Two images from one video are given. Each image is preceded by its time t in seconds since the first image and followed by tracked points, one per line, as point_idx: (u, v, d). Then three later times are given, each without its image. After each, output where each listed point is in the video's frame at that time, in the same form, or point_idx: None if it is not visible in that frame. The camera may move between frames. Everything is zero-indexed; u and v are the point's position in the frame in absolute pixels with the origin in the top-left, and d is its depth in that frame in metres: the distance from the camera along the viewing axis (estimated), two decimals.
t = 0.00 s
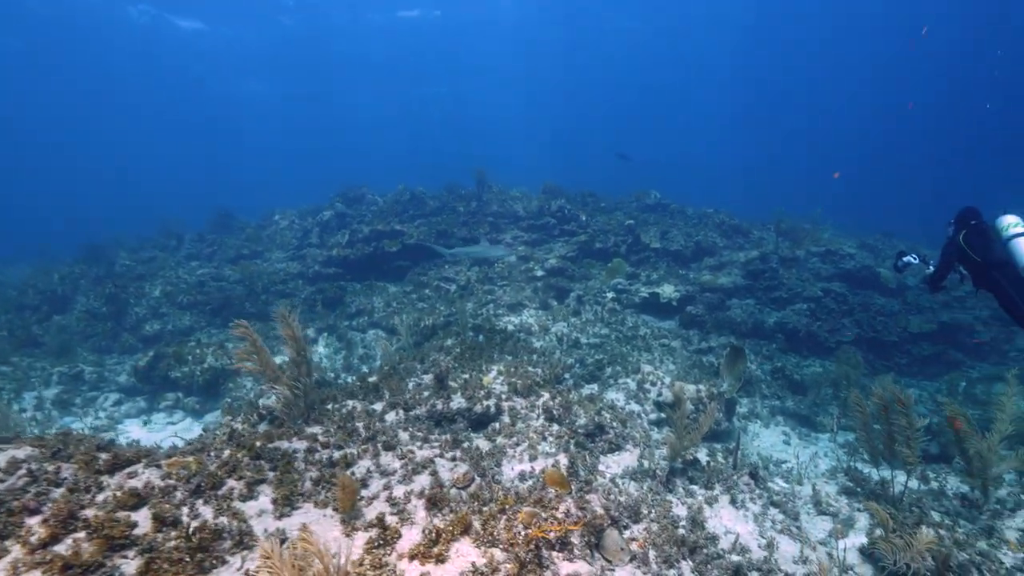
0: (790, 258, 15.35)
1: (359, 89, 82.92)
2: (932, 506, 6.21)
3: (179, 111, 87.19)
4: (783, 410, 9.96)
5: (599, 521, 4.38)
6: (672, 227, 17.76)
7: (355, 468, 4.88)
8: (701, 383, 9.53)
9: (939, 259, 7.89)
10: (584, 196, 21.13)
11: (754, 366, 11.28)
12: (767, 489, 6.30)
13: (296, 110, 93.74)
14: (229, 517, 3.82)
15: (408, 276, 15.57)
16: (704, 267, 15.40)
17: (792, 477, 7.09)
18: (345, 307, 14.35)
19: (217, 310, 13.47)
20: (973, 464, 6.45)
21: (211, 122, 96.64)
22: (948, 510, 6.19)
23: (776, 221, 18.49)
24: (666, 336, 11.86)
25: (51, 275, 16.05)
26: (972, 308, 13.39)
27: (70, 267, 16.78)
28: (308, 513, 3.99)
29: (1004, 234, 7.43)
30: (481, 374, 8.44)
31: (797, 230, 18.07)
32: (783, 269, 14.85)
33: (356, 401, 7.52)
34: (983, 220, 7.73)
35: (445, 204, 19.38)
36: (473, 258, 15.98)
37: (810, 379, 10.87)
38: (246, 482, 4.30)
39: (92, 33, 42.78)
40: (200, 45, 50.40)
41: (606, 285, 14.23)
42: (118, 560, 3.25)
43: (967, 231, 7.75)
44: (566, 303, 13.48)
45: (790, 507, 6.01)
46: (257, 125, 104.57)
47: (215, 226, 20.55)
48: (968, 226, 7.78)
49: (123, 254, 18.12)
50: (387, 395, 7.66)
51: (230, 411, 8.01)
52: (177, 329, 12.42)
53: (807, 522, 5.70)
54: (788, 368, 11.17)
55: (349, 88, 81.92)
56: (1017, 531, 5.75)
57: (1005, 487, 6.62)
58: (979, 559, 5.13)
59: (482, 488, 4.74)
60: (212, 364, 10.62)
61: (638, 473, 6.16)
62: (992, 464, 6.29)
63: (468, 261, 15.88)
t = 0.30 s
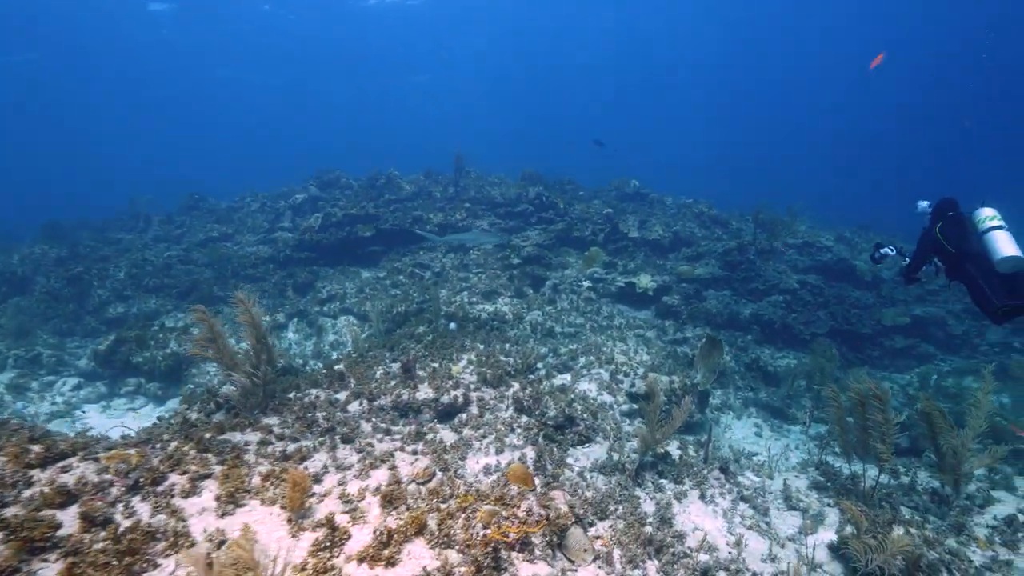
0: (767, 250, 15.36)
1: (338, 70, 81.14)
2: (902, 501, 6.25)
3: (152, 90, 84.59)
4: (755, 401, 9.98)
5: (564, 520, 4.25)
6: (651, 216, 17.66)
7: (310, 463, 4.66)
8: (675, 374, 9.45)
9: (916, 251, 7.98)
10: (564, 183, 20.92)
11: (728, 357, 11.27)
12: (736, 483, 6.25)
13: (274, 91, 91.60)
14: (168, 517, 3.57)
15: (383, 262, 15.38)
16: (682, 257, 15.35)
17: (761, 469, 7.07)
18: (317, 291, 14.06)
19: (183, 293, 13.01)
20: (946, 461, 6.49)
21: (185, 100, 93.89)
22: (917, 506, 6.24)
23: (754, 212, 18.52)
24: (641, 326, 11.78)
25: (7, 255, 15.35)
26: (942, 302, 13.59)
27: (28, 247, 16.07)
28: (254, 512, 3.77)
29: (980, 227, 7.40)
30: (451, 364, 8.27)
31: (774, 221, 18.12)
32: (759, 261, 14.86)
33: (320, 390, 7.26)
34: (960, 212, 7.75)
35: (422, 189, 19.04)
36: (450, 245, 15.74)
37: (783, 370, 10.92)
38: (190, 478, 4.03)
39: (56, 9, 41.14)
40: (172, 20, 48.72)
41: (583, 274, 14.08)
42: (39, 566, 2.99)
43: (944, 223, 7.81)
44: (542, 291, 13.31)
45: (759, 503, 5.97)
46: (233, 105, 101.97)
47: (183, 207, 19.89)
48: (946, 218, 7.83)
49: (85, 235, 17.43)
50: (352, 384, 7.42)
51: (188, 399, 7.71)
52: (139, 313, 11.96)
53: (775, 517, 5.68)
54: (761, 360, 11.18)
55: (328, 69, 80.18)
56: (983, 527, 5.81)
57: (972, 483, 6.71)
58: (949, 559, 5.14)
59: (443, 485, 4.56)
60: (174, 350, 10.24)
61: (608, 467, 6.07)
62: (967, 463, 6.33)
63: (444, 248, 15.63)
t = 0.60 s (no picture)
0: (747, 243, 15.19)
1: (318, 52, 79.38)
2: (870, 499, 6.03)
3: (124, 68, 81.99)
4: (730, 396, 9.83)
5: (522, 524, 3.94)
6: (632, 207, 17.38)
7: (251, 462, 4.27)
8: (650, 368, 9.19)
9: (890, 245, 7.79)
10: (545, 171, 20.53)
11: (704, 351, 11.08)
12: (707, 482, 6.02)
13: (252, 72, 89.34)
14: (74, 526, 3.17)
15: (354, 248, 15.01)
16: (661, 249, 15.13)
17: (733, 467, 6.87)
18: (281, 277, 14.01)
19: (139, 276, 12.39)
20: (915, 459, 6.22)
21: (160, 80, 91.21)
22: (884, 504, 6.04)
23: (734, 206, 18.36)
24: (618, 319, 11.52)
25: None
26: (916, 298, 13.62)
27: None
28: (176, 518, 3.37)
29: (954, 222, 7.31)
30: (417, 355, 7.93)
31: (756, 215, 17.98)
32: (739, 255, 14.69)
33: (276, 382, 6.92)
34: (935, 207, 7.52)
35: (398, 174, 18.53)
36: (425, 232, 15.32)
37: (758, 365, 10.80)
38: (107, 480, 3.61)
39: None
40: None
41: (561, 264, 13.76)
42: None
43: (919, 218, 7.55)
44: (518, 281, 12.97)
45: (730, 502, 5.75)
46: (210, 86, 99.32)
47: (148, 189, 19.12)
48: (921, 212, 7.57)
49: (41, 215, 16.61)
50: (311, 376, 7.04)
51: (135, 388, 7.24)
52: (91, 297, 11.35)
53: (745, 519, 5.47)
54: (737, 355, 11.01)
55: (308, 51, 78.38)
56: (949, 527, 5.64)
57: (938, 480, 6.53)
58: (916, 560, 4.93)
59: (394, 485, 4.21)
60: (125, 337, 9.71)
61: (574, 465, 5.80)
62: (936, 459, 6.04)
63: (418, 235, 15.21)
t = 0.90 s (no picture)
0: (727, 239, 15.01)
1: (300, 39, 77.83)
2: (847, 504, 5.85)
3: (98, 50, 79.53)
4: (707, 394, 9.62)
5: (477, 535, 3.62)
6: (613, 201, 17.10)
7: (183, 468, 3.88)
8: (625, 366, 8.93)
9: (870, 240, 7.55)
10: (526, 162, 20.15)
11: (682, 347, 10.85)
12: (680, 486, 5.76)
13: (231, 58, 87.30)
14: None
15: (327, 237, 14.52)
16: (642, 244, 14.86)
17: (708, 469, 6.65)
18: (249, 266, 13.50)
19: (95, 263, 11.78)
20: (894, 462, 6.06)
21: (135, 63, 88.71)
22: (861, 508, 5.86)
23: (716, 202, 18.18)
24: (596, 314, 11.24)
25: None
26: (895, 297, 13.59)
27: None
28: (82, 534, 2.99)
29: (935, 219, 7.14)
30: (382, 351, 7.55)
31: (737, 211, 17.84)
32: (719, 251, 14.49)
33: (228, 377, 6.55)
34: (915, 203, 7.40)
35: (374, 163, 18.03)
36: (401, 222, 14.88)
37: (737, 363, 10.63)
38: (7, 491, 3.21)
39: None
40: None
41: (539, 258, 13.44)
42: None
43: (900, 213, 7.38)
44: (494, 274, 12.62)
45: (704, 507, 5.51)
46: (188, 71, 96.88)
47: (112, 173, 18.34)
48: (901, 208, 7.41)
49: None
50: (266, 372, 6.62)
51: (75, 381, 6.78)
52: (41, 283, 10.73)
53: (719, 526, 5.25)
54: (715, 352, 10.81)
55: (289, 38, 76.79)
56: (925, 534, 5.45)
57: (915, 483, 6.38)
58: (893, 570, 4.72)
59: (340, 492, 3.86)
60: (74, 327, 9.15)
61: (542, 468, 5.52)
62: (913, 462, 5.85)
63: (394, 225, 14.77)
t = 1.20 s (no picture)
0: (710, 238, 14.86)
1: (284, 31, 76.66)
2: (830, 514, 5.71)
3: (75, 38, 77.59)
4: (687, 395, 9.45)
5: (432, 557, 3.34)
6: (596, 198, 16.88)
7: (112, 479, 3.50)
8: (604, 366, 8.68)
9: (855, 239, 7.52)
10: (509, 158, 19.85)
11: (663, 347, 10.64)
12: (657, 495, 5.54)
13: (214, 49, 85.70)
14: None
15: (302, 231, 14.12)
16: (624, 242, 14.66)
17: (686, 475, 6.45)
18: (222, 258, 13.00)
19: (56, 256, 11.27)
20: (880, 472, 5.93)
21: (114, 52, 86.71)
22: (845, 518, 5.72)
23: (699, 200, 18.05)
24: (575, 313, 10.98)
25: None
26: (875, 297, 13.58)
27: None
28: None
29: (920, 218, 7.01)
30: (350, 350, 7.23)
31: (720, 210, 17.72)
32: (702, 250, 14.33)
33: (184, 376, 6.17)
34: (901, 201, 7.25)
35: (353, 158, 17.65)
36: (379, 216, 14.50)
37: (718, 364, 10.48)
38: None
39: None
40: None
41: (519, 255, 13.16)
42: None
43: (885, 211, 7.25)
44: (473, 271, 12.32)
45: (681, 517, 5.31)
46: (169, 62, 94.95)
47: (80, 164, 17.71)
48: (887, 205, 7.27)
49: None
50: (225, 371, 6.26)
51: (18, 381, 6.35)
52: None
53: (700, 540, 5.06)
54: (697, 352, 10.63)
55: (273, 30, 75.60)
56: (914, 547, 5.35)
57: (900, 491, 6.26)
58: None
59: (284, 508, 3.54)
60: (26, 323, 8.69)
61: (513, 476, 5.28)
62: (903, 473, 5.74)
63: (372, 220, 14.40)
